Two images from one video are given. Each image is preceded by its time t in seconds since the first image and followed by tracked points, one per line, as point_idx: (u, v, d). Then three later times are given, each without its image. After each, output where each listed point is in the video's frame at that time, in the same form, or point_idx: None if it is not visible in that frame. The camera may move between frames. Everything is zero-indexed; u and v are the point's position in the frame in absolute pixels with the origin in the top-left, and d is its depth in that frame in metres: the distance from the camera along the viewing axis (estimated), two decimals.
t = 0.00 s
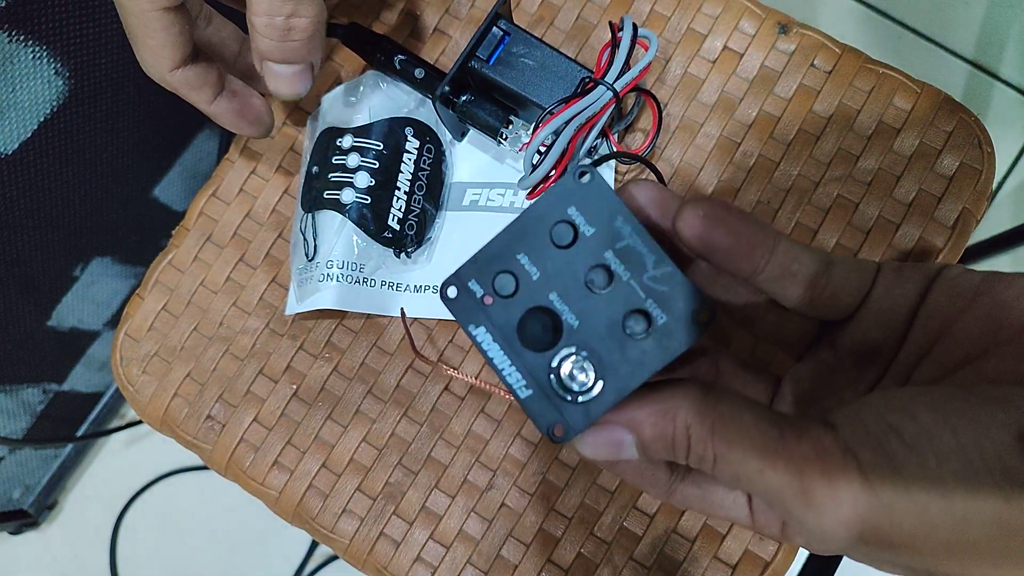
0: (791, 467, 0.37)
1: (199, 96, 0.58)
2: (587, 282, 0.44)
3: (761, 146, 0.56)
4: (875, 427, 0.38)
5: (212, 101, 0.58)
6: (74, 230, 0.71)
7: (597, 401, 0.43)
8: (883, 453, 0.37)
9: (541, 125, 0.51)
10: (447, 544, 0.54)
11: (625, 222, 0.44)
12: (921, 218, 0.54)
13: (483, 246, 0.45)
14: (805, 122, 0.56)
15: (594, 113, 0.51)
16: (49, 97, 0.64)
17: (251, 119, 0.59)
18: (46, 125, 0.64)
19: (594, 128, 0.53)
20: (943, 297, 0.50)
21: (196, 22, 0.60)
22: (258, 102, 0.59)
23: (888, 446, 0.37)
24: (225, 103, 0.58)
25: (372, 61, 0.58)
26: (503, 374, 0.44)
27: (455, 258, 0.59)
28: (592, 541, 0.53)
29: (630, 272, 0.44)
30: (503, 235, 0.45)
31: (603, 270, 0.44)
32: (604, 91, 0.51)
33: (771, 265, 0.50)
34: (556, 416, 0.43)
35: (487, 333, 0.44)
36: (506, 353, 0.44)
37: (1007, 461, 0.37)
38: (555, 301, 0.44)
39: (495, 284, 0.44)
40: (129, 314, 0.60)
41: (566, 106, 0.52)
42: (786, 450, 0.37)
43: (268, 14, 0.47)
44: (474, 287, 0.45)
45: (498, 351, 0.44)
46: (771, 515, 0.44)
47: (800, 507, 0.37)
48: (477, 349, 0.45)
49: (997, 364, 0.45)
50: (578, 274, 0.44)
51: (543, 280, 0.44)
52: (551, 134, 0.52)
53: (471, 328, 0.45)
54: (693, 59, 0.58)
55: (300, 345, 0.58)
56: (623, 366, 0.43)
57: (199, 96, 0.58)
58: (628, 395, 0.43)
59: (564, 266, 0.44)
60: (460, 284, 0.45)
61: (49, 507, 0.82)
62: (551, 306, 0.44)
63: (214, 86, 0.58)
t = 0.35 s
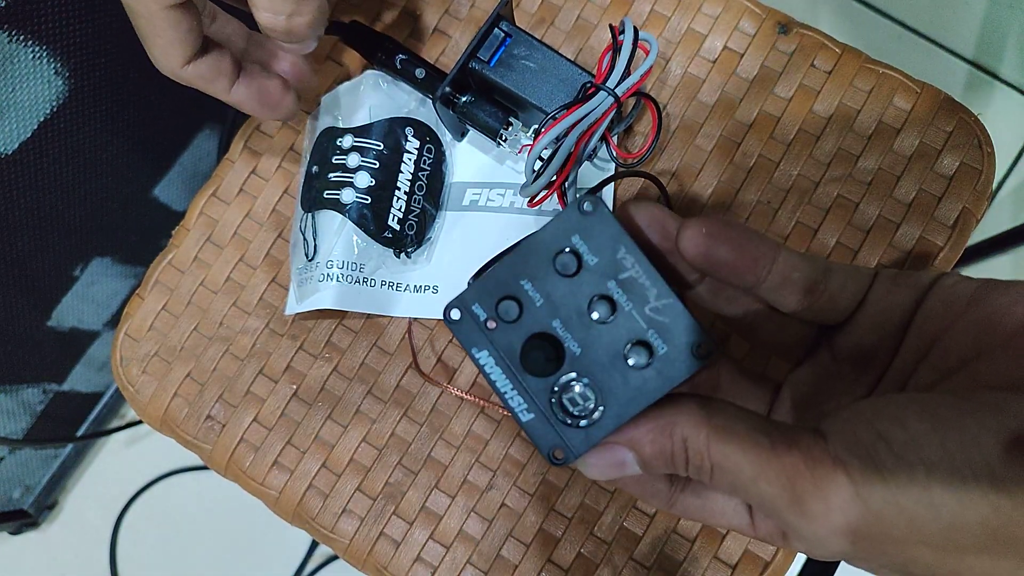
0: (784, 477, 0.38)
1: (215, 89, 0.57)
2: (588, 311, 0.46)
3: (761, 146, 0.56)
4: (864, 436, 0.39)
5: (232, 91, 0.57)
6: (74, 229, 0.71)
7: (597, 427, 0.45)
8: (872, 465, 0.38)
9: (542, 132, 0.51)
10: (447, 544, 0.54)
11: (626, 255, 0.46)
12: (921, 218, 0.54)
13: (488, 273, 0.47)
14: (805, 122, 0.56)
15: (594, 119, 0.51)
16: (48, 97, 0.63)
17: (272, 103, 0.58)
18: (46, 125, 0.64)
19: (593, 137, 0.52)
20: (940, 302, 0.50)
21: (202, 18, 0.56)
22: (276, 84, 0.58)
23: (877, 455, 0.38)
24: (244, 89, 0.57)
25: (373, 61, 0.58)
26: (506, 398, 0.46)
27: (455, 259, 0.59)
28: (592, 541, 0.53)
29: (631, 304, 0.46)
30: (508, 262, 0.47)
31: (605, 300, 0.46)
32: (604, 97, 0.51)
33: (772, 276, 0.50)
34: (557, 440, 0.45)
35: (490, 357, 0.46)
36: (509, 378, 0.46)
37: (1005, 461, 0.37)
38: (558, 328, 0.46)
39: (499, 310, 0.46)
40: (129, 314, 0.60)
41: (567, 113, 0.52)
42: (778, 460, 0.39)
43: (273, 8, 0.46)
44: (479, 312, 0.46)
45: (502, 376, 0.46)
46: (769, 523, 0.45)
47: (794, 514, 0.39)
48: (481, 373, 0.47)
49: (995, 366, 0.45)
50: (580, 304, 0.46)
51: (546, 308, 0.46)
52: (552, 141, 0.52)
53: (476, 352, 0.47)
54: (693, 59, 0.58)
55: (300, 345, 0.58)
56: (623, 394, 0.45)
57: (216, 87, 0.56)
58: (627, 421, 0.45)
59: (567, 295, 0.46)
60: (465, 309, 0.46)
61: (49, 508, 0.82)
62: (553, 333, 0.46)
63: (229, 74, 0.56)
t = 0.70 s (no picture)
0: (777, 482, 0.39)
1: (175, 58, 0.53)
2: (590, 328, 0.46)
3: (761, 146, 0.56)
4: (857, 441, 0.39)
5: (195, 60, 0.54)
6: (75, 229, 0.71)
7: (597, 441, 0.45)
8: (865, 466, 0.37)
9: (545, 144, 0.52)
10: (447, 544, 0.54)
11: (628, 274, 0.46)
12: (921, 218, 0.54)
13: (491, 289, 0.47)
14: (805, 122, 0.56)
15: (595, 131, 0.51)
16: (49, 97, 0.64)
17: (238, 69, 0.55)
18: (45, 125, 0.64)
19: (594, 149, 0.52)
20: (936, 304, 0.50)
21: None
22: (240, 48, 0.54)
23: (873, 455, 0.38)
24: (208, 55, 0.54)
25: (372, 61, 0.58)
26: (507, 411, 0.46)
27: (455, 260, 0.59)
28: (592, 541, 0.53)
29: (631, 322, 0.46)
30: (510, 278, 0.47)
31: (606, 318, 0.46)
32: (606, 107, 0.51)
33: (772, 283, 0.51)
34: (556, 454, 0.46)
35: (492, 372, 0.46)
36: (510, 392, 0.46)
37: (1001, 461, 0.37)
38: (559, 344, 0.46)
39: (502, 325, 0.46)
40: (129, 314, 0.60)
41: (569, 123, 0.52)
42: (772, 465, 0.39)
43: None
44: (481, 327, 0.46)
45: (503, 390, 0.46)
46: (767, 527, 0.45)
47: (790, 518, 0.39)
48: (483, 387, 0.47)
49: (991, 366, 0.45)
50: (582, 321, 0.46)
51: (548, 324, 0.46)
52: (555, 154, 0.52)
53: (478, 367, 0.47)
54: (693, 59, 0.58)
55: (300, 345, 0.58)
56: (622, 410, 0.45)
57: (177, 57, 0.53)
58: (626, 437, 0.45)
59: (569, 311, 0.46)
60: (468, 324, 0.47)
61: (49, 507, 0.82)
62: (555, 349, 0.46)
63: (190, 44, 0.53)
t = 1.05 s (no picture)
0: (773, 490, 0.39)
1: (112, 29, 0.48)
2: (591, 354, 0.46)
3: (761, 147, 0.56)
4: (846, 443, 0.39)
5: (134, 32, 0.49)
6: (75, 229, 0.71)
7: (597, 463, 0.45)
8: (862, 466, 0.38)
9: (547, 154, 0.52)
10: (447, 544, 0.54)
11: (628, 304, 0.46)
12: (921, 217, 0.54)
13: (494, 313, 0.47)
14: (805, 122, 0.56)
15: (599, 137, 0.51)
16: (48, 98, 0.64)
17: (182, 42, 0.50)
18: (45, 125, 0.64)
19: (597, 154, 0.52)
20: (931, 305, 0.50)
21: None
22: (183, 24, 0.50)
23: (870, 455, 0.38)
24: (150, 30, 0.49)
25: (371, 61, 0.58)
26: (510, 432, 0.47)
27: (455, 261, 0.59)
28: (592, 541, 0.53)
29: (631, 350, 0.46)
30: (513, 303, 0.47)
31: (607, 346, 0.46)
32: (607, 113, 0.51)
33: (771, 293, 0.52)
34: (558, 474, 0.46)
35: (496, 394, 0.46)
36: (513, 414, 0.46)
37: (990, 458, 0.37)
38: (561, 368, 0.46)
39: (505, 349, 0.46)
40: (129, 313, 0.60)
41: (570, 130, 0.52)
42: (768, 468, 0.39)
43: None
44: (485, 349, 0.47)
45: (506, 411, 0.46)
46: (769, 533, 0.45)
47: (788, 524, 0.39)
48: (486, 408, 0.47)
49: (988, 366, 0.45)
50: (583, 347, 0.46)
51: (550, 348, 0.46)
52: (558, 163, 0.52)
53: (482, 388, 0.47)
54: (693, 60, 0.58)
55: (300, 345, 0.58)
56: (622, 436, 0.45)
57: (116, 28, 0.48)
58: (626, 460, 0.45)
59: (570, 337, 0.46)
60: (472, 347, 0.47)
61: (49, 507, 0.82)
62: (557, 372, 0.46)
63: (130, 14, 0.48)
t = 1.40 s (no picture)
0: (772, 496, 0.39)
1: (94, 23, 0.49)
2: (591, 363, 0.46)
3: (761, 147, 0.56)
4: (846, 444, 0.39)
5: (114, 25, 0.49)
6: (75, 229, 0.71)
7: (596, 467, 0.46)
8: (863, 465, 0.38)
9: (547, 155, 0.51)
10: (447, 544, 0.54)
11: (628, 315, 0.46)
12: (921, 218, 0.54)
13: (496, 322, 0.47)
14: (805, 122, 0.56)
15: (599, 138, 0.51)
16: (48, 98, 0.64)
17: (163, 38, 0.50)
18: (44, 125, 0.64)
19: (598, 156, 0.52)
20: (931, 306, 0.50)
21: None
22: (166, 20, 0.49)
23: (869, 456, 0.38)
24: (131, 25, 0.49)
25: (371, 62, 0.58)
26: (512, 437, 0.47)
27: (455, 261, 0.59)
28: (592, 541, 0.53)
29: (631, 360, 0.46)
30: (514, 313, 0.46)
31: (606, 356, 0.46)
32: (608, 114, 0.51)
33: (774, 295, 0.51)
34: (558, 477, 0.47)
35: (498, 401, 0.47)
36: (515, 420, 0.47)
37: (989, 459, 0.37)
38: (561, 376, 0.46)
39: (507, 357, 0.46)
40: (129, 313, 0.60)
41: (571, 132, 0.52)
42: (768, 467, 0.39)
43: None
44: (487, 358, 0.47)
45: (508, 417, 0.47)
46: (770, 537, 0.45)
47: (788, 529, 0.39)
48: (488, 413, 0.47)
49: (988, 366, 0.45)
50: (583, 356, 0.46)
51: (551, 356, 0.46)
52: (558, 165, 0.52)
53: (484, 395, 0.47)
54: (693, 59, 0.58)
55: (300, 345, 0.58)
56: (621, 443, 0.46)
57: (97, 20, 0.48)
58: (625, 466, 0.46)
59: (571, 347, 0.46)
60: (474, 357, 0.47)
61: (49, 507, 0.82)
62: (557, 380, 0.46)
63: (110, 8, 0.48)
